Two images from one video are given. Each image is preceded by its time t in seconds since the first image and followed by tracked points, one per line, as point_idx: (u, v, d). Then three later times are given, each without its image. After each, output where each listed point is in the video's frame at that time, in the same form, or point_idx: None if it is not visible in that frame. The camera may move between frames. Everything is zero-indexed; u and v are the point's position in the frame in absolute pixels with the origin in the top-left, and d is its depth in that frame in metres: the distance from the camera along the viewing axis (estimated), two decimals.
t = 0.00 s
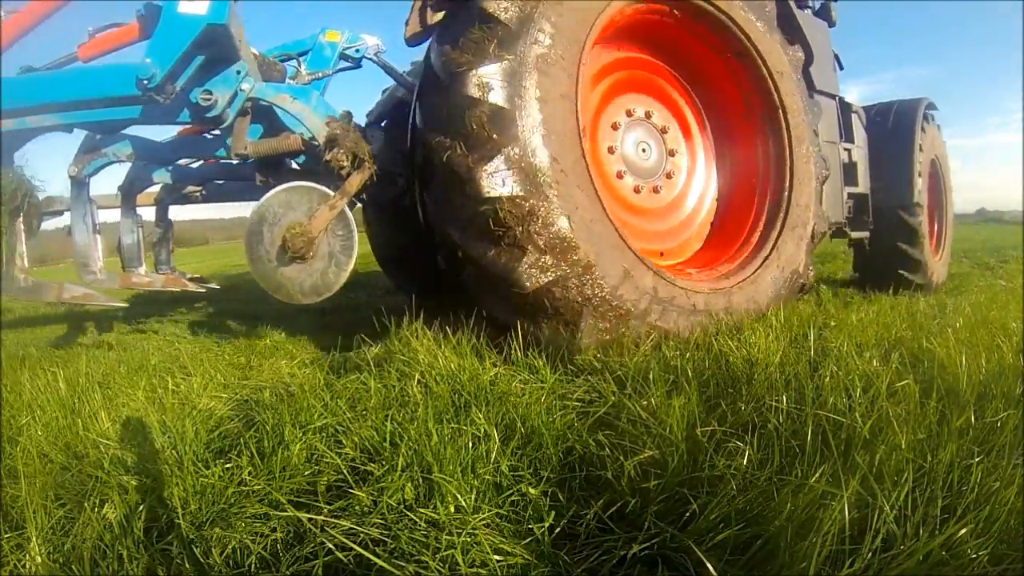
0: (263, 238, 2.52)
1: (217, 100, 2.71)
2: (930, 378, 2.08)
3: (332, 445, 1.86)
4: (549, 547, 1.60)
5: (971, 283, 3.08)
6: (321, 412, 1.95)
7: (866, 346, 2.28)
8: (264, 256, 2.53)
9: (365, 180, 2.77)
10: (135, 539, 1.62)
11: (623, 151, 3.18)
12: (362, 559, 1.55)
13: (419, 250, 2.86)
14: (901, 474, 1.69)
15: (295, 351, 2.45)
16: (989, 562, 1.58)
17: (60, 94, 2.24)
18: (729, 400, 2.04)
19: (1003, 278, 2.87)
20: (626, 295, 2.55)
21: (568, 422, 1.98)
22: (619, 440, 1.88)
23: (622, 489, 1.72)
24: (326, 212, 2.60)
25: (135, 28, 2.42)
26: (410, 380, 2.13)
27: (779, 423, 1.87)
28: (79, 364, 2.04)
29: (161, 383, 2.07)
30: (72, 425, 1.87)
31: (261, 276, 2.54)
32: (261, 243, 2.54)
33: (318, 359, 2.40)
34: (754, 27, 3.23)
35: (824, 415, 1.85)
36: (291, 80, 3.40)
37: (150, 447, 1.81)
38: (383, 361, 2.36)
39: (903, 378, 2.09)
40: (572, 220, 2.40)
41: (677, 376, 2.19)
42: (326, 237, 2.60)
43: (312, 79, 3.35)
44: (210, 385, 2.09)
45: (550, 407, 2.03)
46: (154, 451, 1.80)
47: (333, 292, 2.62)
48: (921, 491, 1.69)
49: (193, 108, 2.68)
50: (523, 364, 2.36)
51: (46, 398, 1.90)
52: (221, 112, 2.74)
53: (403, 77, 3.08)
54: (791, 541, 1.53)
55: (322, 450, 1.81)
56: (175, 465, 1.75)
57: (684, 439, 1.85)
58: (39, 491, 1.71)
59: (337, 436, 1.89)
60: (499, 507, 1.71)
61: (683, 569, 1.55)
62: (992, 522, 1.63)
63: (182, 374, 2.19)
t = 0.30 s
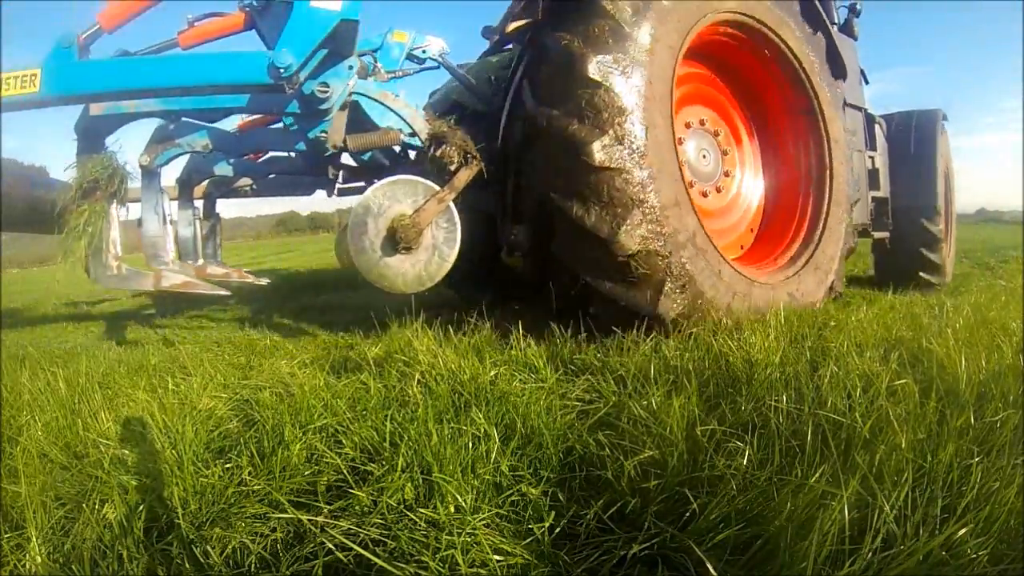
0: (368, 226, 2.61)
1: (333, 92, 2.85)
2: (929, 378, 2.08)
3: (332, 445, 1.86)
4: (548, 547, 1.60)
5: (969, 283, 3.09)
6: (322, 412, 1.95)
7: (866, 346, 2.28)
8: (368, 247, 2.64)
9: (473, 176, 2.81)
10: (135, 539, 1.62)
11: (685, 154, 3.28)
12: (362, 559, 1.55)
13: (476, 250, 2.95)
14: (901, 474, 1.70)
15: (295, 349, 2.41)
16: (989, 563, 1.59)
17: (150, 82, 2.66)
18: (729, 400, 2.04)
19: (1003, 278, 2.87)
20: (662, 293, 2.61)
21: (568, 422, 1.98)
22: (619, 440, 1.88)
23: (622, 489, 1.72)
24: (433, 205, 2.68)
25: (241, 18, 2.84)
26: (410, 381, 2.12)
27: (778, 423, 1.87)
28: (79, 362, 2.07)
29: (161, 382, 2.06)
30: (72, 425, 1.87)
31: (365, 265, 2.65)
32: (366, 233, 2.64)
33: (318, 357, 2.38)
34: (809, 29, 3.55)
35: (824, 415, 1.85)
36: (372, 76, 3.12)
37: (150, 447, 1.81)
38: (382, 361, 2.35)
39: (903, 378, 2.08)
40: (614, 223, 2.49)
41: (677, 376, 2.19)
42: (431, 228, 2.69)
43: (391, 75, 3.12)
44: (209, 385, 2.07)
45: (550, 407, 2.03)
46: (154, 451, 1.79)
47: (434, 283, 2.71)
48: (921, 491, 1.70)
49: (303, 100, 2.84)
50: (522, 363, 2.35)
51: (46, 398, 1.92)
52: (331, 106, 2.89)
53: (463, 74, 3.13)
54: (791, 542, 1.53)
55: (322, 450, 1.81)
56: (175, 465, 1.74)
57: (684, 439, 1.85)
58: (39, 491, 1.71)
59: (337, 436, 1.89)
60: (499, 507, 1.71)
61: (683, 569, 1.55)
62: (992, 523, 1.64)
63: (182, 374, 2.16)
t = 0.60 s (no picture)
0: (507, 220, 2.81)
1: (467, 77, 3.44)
2: (929, 378, 2.08)
3: (332, 445, 1.86)
4: (549, 547, 1.61)
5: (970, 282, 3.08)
6: (321, 411, 1.92)
7: (866, 346, 2.28)
8: (506, 238, 2.84)
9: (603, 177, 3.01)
10: (135, 539, 1.64)
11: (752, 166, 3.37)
12: (362, 559, 1.58)
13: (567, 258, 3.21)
14: (900, 474, 1.70)
15: (295, 349, 2.29)
16: (988, 562, 1.60)
17: (282, 63, 3.11)
18: (729, 401, 2.04)
19: (1002, 278, 2.87)
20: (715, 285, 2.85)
21: (568, 422, 1.98)
22: (619, 440, 1.88)
23: (622, 489, 1.73)
24: (568, 199, 2.87)
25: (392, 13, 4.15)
26: (411, 380, 2.10)
27: (778, 423, 1.87)
28: (79, 361, 2.04)
29: (162, 382, 1.96)
30: (72, 425, 1.84)
31: (503, 255, 2.84)
32: (504, 226, 2.84)
33: (319, 357, 2.20)
34: (871, 50, 3.89)
35: (824, 415, 1.85)
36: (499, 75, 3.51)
37: (150, 446, 1.80)
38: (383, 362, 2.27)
39: (903, 378, 2.08)
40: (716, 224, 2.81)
41: (677, 376, 2.19)
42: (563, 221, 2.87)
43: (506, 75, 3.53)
44: (210, 383, 1.94)
45: (550, 407, 2.03)
46: (154, 451, 1.79)
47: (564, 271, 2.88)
48: (921, 490, 1.70)
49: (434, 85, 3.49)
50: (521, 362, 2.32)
51: (45, 398, 1.87)
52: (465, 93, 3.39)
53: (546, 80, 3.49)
54: (792, 542, 1.54)
55: (322, 450, 1.80)
56: (175, 465, 1.75)
57: (684, 439, 1.84)
58: (39, 491, 1.72)
59: (337, 436, 1.88)
60: (499, 507, 1.72)
61: (683, 569, 1.57)
62: (991, 523, 1.65)
63: (183, 374, 2.06)
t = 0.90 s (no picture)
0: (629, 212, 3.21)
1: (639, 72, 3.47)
2: (929, 378, 2.07)
3: (332, 445, 1.85)
4: (549, 547, 1.62)
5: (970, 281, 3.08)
6: (321, 411, 1.91)
7: (866, 346, 2.28)
8: (627, 229, 3.23)
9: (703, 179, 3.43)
10: (135, 539, 1.64)
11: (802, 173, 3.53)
12: (362, 559, 1.59)
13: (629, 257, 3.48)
14: (901, 474, 1.70)
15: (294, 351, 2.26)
16: (988, 562, 1.60)
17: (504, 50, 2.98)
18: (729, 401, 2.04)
19: (1003, 278, 2.87)
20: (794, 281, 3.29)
21: (568, 422, 1.97)
22: (619, 440, 1.88)
23: (622, 489, 1.73)
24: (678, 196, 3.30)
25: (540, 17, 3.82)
26: (410, 380, 2.09)
27: (779, 423, 1.87)
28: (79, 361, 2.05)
29: (162, 382, 1.95)
30: (72, 425, 1.84)
31: (623, 243, 3.23)
32: (625, 217, 3.24)
33: (319, 357, 2.18)
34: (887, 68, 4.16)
35: (823, 415, 1.85)
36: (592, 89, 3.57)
37: (150, 446, 1.79)
38: (383, 363, 2.22)
39: (902, 378, 2.07)
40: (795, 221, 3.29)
41: (677, 376, 2.19)
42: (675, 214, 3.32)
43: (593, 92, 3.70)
44: (210, 384, 1.95)
45: (550, 407, 2.02)
46: (154, 451, 1.79)
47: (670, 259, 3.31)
48: (921, 490, 1.70)
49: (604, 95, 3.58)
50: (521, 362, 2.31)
51: (46, 398, 1.88)
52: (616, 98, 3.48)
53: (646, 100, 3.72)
54: (792, 542, 1.54)
55: (322, 450, 1.80)
56: (175, 465, 1.75)
57: (684, 439, 1.84)
58: (39, 492, 1.72)
59: (337, 436, 1.87)
60: (499, 507, 1.72)
61: (683, 569, 1.57)
62: (992, 523, 1.65)
63: (183, 374, 2.06)
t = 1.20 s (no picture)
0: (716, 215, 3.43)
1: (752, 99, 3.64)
2: (929, 378, 2.07)
3: (332, 445, 1.86)
4: (549, 548, 1.62)
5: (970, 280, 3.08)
6: (321, 410, 1.91)
7: (866, 346, 2.27)
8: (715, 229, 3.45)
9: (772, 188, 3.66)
10: (135, 539, 1.64)
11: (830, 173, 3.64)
12: (362, 559, 1.59)
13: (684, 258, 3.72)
14: (901, 474, 1.70)
15: (294, 350, 2.27)
16: (988, 562, 1.60)
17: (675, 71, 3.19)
18: (729, 401, 2.04)
19: (1003, 278, 2.87)
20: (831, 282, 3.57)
21: (568, 422, 1.97)
22: (619, 440, 1.88)
23: (622, 489, 1.74)
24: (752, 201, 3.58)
25: None
26: (410, 380, 2.08)
27: (779, 423, 1.87)
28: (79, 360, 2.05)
29: (162, 382, 1.94)
30: (72, 425, 1.83)
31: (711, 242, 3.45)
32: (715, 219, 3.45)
33: (318, 357, 2.18)
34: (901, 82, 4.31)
35: (823, 415, 1.85)
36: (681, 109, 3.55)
37: (150, 447, 1.80)
38: (383, 362, 2.21)
39: (902, 378, 2.07)
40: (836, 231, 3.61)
41: (677, 376, 2.19)
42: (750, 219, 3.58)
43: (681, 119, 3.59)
44: (209, 384, 1.94)
45: (550, 407, 2.01)
46: (154, 451, 1.79)
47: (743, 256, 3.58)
48: (921, 490, 1.71)
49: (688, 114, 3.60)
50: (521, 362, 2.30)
51: (46, 398, 1.87)
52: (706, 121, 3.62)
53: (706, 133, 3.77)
54: (792, 542, 1.54)
55: (322, 450, 1.81)
56: (175, 465, 1.75)
57: (684, 439, 1.84)
58: (39, 492, 1.72)
59: (337, 436, 1.88)
60: (499, 507, 1.73)
61: (683, 569, 1.57)
62: (992, 523, 1.65)
63: (182, 374, 2.06)
